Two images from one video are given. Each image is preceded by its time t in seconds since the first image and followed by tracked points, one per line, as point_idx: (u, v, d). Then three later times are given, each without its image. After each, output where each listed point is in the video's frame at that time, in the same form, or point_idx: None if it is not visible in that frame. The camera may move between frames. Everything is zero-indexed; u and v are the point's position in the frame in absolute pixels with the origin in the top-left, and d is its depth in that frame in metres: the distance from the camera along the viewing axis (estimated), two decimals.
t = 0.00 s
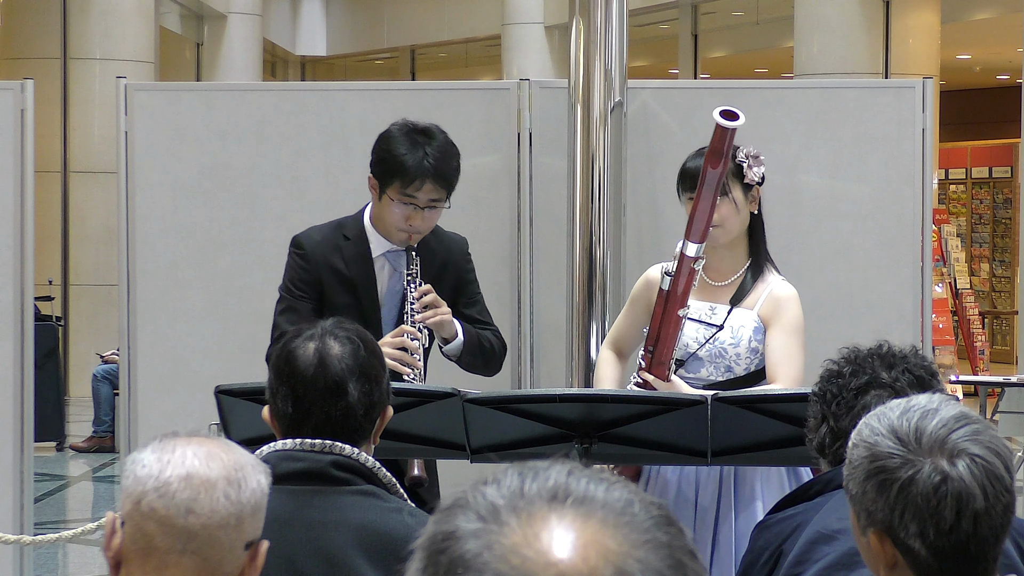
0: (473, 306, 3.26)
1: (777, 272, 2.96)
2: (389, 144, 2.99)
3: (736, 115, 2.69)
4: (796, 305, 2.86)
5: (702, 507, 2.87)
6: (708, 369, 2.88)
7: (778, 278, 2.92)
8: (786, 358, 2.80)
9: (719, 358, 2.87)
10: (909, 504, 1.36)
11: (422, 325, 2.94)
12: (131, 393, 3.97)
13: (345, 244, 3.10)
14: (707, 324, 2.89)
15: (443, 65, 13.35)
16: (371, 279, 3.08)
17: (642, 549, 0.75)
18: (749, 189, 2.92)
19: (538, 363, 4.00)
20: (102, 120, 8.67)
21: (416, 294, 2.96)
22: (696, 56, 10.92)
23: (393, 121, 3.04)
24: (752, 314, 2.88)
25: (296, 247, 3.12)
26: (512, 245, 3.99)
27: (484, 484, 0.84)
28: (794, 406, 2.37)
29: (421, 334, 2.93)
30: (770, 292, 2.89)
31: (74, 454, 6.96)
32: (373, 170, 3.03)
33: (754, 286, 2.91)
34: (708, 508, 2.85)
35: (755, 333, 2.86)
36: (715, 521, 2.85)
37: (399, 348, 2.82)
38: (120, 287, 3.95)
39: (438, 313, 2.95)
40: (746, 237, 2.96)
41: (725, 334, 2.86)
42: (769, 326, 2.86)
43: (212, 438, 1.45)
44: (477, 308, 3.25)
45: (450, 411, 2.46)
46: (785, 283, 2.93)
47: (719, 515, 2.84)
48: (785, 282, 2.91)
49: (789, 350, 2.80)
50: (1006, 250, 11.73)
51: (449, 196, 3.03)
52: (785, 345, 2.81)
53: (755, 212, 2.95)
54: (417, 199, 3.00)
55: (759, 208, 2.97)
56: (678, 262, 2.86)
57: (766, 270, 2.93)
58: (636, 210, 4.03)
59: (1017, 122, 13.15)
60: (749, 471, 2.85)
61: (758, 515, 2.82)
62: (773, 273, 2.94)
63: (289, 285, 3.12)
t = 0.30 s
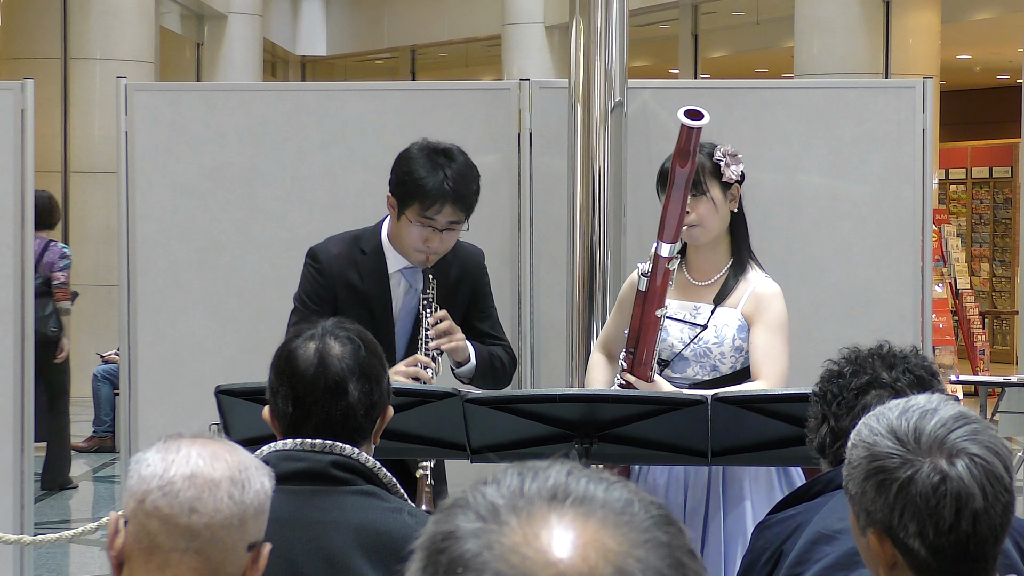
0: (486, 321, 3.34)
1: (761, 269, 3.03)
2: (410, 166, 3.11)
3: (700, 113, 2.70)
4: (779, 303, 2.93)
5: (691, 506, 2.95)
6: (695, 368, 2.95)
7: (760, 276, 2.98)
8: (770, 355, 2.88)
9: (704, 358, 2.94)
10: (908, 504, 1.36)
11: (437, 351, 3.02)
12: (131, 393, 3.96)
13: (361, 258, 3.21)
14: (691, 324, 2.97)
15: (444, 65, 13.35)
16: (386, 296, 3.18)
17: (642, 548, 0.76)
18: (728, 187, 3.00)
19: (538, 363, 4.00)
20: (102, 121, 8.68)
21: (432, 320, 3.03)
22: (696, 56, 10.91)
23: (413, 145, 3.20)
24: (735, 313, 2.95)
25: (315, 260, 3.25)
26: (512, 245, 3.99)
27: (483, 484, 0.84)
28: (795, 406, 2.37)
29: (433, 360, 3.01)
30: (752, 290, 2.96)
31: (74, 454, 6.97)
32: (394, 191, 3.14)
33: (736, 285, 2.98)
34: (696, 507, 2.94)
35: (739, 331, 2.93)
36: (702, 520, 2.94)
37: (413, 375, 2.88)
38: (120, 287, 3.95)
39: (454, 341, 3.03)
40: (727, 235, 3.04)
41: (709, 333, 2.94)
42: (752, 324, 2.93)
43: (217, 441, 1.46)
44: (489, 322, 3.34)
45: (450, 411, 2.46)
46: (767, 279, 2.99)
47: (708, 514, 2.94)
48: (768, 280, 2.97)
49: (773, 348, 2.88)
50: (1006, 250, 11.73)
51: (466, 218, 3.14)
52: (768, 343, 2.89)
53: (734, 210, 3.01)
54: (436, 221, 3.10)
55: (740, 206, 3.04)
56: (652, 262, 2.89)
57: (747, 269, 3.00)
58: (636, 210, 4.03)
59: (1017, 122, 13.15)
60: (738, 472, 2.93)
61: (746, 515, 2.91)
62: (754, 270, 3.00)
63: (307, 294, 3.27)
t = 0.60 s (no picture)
0: (473, 330, 3.30)
1: (744, 266, 3.03)
2: (392, 182, 2.98)
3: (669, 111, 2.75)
4: (762, 300, 2.93)
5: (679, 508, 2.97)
6: (680, 367, 2.97)
7: (743, 273, 2.99)
8: (753, 354, 2.88)
9: (689, 356, 2.95)
10: (908, 504, 1.36)
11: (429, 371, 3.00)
12: (131, 393, 3.96)
13: (349, 273, 3.14)
14: (675, 323, 2.98)
15: (444, 65, 13.35)
16: (374, 311, 3.14)
17: (642, 548, 0.75)
18: (709, 186, 2.99)
19: (538, 364, 4.00)
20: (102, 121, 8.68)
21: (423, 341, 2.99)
22: (696, 56, 10.91)
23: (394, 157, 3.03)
24: (719, 311, 2.95)
25: (305, 277, 3.19)
26: (512, 245, 3.99)
27: (483, 484, 0.84)
28: (795, 405, 2.37)
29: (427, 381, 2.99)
30: (735, 288, 2.96)
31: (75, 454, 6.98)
32: (376, 207, 3.03)
33: (720, 283, 2.98)
34: (684, 509, 2.96)
35: (723, 329, 2.94)
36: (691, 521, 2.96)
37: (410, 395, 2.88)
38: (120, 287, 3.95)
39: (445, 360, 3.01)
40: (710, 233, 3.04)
41: (693, 332, 2.95)
42: (736, 322, 2.94)
43: (223, 442, 1.46)
44: (476, 332, 3.30)
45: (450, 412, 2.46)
46: (751, 276, 2.99)
47: (695, 513, 2.96)
48: (751, 277, 2.98)
49: (755, 345, 2.88)
50: (1006, 250, 11.73)
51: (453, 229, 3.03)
52: (751, 339, 2.89)
53: (716, 209, 3.01)
54: (422, 235, 3.00)
55: (723, 205, 3.04)
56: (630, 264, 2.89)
57: (731, 266, 3.00)
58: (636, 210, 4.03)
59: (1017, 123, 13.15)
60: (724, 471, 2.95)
61: (733, 515, 2.92)
62: (738, 267, 3.01)
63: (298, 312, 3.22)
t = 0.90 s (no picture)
0: (421, 320, 3.42)
1: (732, 263, 3.02)
2: (334, 171, 3.16)
3: (642, 112, 2.74)
4: (749, 298, 2.93)
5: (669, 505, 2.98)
6: (669, 367, 2.97)
7: (731, 271, 2.98)
8: (739, 352, 2.89)
9: (677, 356, 2.96)
10: (909, 503, 1.36)
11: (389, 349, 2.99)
12: (131, 393, 3.96)
13: (297, 268, 3.22)
14: (663, 323, 2.99)
15: (444, 65, 13.36)
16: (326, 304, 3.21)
17: (641, 548, 0.75)
18: (695, 185, 2.99)
19: (538, 363, 4.00)
20: (103, 120, 8.67)
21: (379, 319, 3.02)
22: (697, 56, 10.91)
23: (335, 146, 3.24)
24: (706, 310, 2.96)
25: (254, 280, 3.26)
26: (512, 244, 3.99)
27: (482, 484, 0.84)
28: (795, 405, 2.37)
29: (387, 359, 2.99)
30: (722, 287, 2.96)
31: (75, 454, 6.98)
32: (322, 198, 3.16)
33: (707, 282, 2.98)
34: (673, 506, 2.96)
35: (710, 328, 2.95)
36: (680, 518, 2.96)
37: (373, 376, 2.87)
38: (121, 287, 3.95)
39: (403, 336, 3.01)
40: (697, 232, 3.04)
41: (681, 331, 2.96)
42: (723, 320, 2.94)
43: (226, 443, 1.46)
44: (426, 321, 3.44)
45: (451, 411, 2.46)
46: (739, 274, 2.98)
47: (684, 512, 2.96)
48: (738, 274, 2.97)
49: (741, 343, 2.89)
50: (1006, 250, 11.73)
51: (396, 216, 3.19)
52: (738, 337, 2.89)
53: (702, 208, 3.01)
54: (367, 222, 3.13)
55: (710, 204, 3.04)
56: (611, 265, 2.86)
57: (718, 264, 2.99)
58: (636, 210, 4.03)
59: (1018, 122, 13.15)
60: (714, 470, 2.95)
61: (721, 513, 2.91)
62: (726, 265, 3.00)
63: (245, 313, 3.23)
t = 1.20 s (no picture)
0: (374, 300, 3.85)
1: (727, 264, 3.02)
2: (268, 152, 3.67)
3: (627, 112, 2.75)
4: (743, 298, 2.92)
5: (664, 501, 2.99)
6: (664, 367, 2.97)
7: (725, 272, 2.98)
8: (733, 353, 2.88)
9: (671, 356, 2.96)
10: (910, 502, 1.36)
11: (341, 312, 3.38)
12: (132, 394, 3.96)
13: (244, 256, 3.67)
14: (658, 324, 2.99)
15: (445, 65, 13.36)
16: (275, 287, 3.61)
17: (638, 547, 0.75)
18: (688, 186, 2.99)
19: (538, 363, 4.00)
20: (103, 121, 8.67)
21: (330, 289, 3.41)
22: (697, 56, 10.92)
23: (270, 129, 3.89)
24: (700, 310, 2.95)
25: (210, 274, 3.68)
26: (513, 244, 3.99)
27: (481, 484, 0.84)
28: (794, 406, 2.37)
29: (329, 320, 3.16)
30: (716, 287, 2.96)
31: (75, 454, 6.98)
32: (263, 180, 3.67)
33: (700, 282, 2.97)
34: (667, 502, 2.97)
35: (704, 328, 2.94)
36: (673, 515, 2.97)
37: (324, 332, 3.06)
38: (121, 287, 3.94)
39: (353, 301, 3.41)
40: (690, 232, 3.04)
41: (675, 332, 2.96)
42: (716, 321, 2.93)
43: (227, 443, 1.46)
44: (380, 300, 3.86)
45: (450, 411, 2.46)
46: (733, 274, 2.98)
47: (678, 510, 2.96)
48: (732, 275, 2.97)
49: (734, 343, 2.89)
50: (1006, 250, 11.73)
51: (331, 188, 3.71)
52: (731, 338, 2.89)
53: (695, 209, 3.00)
54: (306, 194, 3.64)
55: (703, 205, 3.03)
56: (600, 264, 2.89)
57: (711, 265, 2.99)
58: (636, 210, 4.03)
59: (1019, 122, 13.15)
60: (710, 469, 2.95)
61: (715, 512, 2.92)
62: (719, 266, 2.99)
63: (198, 302, 3.68)
